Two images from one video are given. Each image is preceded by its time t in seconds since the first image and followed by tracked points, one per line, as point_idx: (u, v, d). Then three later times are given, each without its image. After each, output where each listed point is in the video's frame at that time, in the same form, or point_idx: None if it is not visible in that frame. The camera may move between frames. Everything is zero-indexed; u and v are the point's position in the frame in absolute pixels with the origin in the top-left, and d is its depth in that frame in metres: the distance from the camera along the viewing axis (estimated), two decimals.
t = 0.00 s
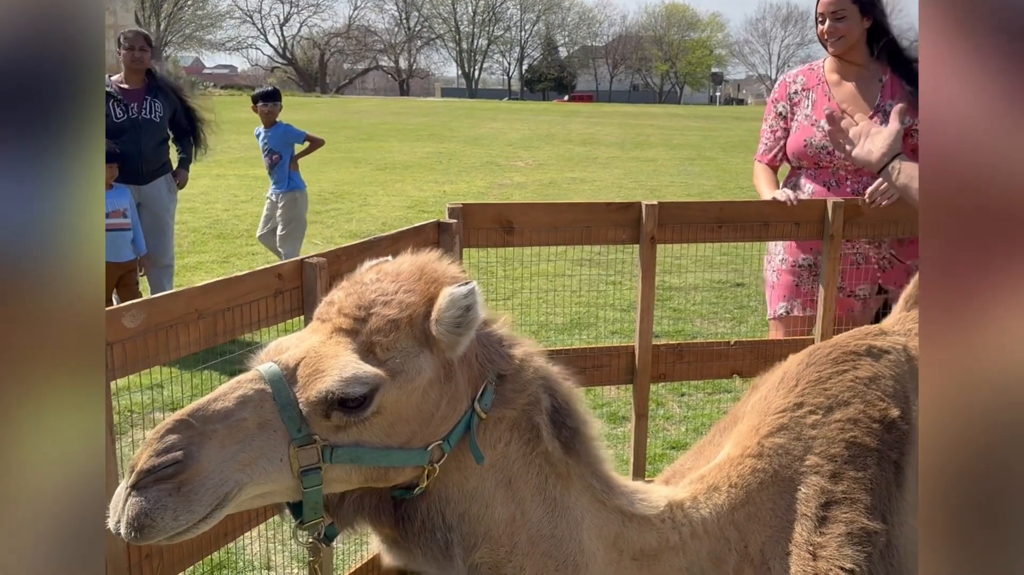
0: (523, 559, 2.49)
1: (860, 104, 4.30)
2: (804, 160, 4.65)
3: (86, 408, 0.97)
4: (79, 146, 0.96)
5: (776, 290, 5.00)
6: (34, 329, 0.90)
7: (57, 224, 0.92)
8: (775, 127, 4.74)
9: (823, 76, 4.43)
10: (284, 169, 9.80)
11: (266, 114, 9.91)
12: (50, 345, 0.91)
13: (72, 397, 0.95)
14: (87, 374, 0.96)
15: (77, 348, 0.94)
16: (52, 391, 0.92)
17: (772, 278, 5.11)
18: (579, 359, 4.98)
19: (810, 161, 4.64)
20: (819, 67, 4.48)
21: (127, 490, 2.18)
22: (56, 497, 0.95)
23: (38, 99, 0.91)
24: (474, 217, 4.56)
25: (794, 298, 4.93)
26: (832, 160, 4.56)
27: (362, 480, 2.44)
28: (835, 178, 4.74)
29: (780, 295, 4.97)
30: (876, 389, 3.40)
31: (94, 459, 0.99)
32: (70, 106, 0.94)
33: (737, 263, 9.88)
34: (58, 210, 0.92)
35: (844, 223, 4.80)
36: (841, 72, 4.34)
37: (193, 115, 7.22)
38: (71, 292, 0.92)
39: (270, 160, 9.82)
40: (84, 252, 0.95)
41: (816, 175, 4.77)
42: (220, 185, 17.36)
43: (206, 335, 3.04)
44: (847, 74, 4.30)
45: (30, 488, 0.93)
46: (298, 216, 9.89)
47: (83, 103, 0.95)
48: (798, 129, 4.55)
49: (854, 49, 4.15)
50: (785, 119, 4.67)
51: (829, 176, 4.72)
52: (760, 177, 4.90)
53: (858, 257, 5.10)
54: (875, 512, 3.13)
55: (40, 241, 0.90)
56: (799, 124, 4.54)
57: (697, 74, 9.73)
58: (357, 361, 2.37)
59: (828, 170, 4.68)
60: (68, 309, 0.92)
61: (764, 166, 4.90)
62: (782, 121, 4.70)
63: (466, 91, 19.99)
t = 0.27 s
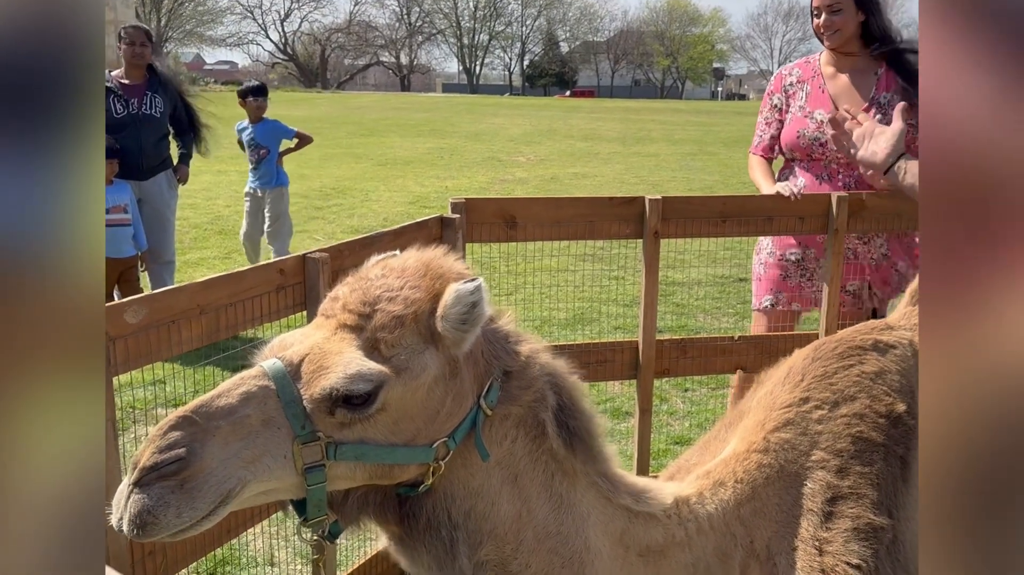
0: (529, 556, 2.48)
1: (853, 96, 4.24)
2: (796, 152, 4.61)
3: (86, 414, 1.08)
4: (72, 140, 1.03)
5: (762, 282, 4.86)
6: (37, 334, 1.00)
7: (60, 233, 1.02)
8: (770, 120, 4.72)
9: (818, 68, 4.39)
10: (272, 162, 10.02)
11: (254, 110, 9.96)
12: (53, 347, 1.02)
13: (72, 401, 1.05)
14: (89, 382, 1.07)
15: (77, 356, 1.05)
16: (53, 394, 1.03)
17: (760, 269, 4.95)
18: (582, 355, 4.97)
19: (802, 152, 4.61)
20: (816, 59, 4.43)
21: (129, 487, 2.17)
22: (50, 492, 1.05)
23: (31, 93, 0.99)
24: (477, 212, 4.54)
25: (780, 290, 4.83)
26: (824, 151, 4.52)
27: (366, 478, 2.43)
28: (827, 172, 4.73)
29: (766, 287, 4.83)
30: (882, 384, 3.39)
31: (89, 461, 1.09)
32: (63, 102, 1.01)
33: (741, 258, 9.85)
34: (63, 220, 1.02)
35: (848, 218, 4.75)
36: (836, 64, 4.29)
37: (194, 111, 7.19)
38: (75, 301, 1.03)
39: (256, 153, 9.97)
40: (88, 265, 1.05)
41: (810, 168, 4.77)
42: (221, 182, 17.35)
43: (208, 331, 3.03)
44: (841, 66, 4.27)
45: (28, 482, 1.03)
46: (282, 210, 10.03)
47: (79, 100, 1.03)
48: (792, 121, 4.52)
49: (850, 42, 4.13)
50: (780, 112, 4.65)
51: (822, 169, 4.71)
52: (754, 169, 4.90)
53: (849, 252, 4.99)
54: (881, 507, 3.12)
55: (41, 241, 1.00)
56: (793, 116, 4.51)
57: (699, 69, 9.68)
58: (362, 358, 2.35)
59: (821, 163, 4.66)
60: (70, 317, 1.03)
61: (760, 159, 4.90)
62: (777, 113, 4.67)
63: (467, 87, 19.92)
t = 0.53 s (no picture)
0: (529, 555, 2.48)
1: (825, 92, 4.41)
2: (770, 149, 4.73)
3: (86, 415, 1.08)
4: (72, 141, 1.06)
5: (737, 285, 4.90)
6: (36, 330, 1.02)
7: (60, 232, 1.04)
8: (743, 117, 4.85)
9: (791, 65, 4.54)
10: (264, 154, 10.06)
11: (241, 103, 9.96)
12: (49, 345, 1.03)
13: (70, 401, 1.06)
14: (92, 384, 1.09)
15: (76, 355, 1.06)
16: (50, 392, 1.04)
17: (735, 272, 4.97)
18: (583, 353, 4.96)
19: (775, 150, 4.72)
20: (789, 57, 4.59)
21: (127, 490, 2.16)
22: (49, 492, 1.05)
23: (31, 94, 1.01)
24: (476, 210, 4.52)
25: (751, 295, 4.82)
26: (796, 149, 4.64)
27: (366, 478, 2.42)
28: (798, 171, 4.82)
29: (741, 290, 4.86)
30: (882, 382, 3.38)
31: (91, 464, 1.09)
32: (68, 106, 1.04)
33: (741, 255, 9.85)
34: (65, 220, 1.04)
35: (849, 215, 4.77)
36: (809, 61, 4.44)
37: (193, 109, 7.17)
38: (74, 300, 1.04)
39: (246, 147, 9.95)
40: (89, 265, 1.06)
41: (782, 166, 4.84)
42: (221, 179, 17.33)
43: (206, 330, 3.02)
44: (815, 63, 4.40)
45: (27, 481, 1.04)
46: (280, 201, 10.18)
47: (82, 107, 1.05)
48: (765, 118, 4.67)
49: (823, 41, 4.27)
50: (754, 109, 4.78)
51: (794, 167, 4.79)
52: (731, 165, 4.97)
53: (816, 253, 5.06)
54: (882, 505, 3.11)
55: (40, 239, 1.02)
56: (765, 112, 4.65)
57: (700, 65, 9.65)
58: (361, 358, 2.34)
59: (793, 161, 4.76)
60: (69, 316, 1.04)
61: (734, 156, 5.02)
62: (750, 110, 4.80)
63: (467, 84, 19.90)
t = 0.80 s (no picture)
0: (529, 556, 2.47)
1: (798, 92, 4.50)
2: (743, 147, 4.75)
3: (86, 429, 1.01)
4: (69, 142, 0.99)
5: (715, 287, 4.91)
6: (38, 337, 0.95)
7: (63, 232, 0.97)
8: (716, 115, 4.87)
9: (764, 65, 4.61)
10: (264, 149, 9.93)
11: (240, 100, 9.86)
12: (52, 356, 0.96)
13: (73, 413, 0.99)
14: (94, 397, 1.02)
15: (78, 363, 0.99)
16: (51, 401, 0.97)
17: (711, 272, 4.98)
18: (584, 352, 4.96)
19: (749, 148, 4.74)
20: (761, 57, 4.66)
21: (129, 492, 2.17)
22: (46, 517, 0.97)
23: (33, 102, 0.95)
24: (477, 209, 4.53)
25: (731, 295, 4.84)
26: (771, 147, 4.67)
27: (367, 480, 2.42)
28: (775, 170, 4.81)
29: (718, 293, 4.88)
30: (883, 380, 3.37)
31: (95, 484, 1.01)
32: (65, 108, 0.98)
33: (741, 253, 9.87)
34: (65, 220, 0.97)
35: (849, 213, 4.84)
36: (783, 60, 4.52)
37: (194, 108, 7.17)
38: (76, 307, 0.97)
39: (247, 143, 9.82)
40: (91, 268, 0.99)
41: (757, 166, 4.86)
42: (222, 178, 17.35)
43: (205, 330, 3.02)
44: (788, 63, 4.50)
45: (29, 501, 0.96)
46: (283, 195, 10.08)
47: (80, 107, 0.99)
48: (738, 116, 4.70)
49: (798, 37, 4.41)
50: (727, 107, 4.82)
51: (770, 166, 4.81)
52: (702, 164, 4.91)
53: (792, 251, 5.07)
54: (883, 504, 3.11)
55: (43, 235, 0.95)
56: (738, 110, 4.70)
57: (699, 63, 9.67)
58: (361, 359, 2.34)
59: (768, 160, 4.78)
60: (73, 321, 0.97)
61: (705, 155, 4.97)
62: (722, 109, 4.84)
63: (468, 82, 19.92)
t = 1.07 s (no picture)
0: (528, 554, 2.46)
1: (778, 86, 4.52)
2: (727, 144, 4.71)
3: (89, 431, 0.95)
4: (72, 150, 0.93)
5: (707, 285, 4.86)
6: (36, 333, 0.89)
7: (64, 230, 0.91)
8: (695, 115, 4.86)
9: (741, 62, 4.63)
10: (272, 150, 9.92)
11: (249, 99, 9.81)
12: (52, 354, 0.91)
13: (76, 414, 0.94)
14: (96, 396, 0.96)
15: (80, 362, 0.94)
16: (53, 401, 0.92)
17: (702, 272, 4.98)
18: (584, 351, 4.97)
19: (733, 144, 4.71)
20: (738, 54, 4.67)
21: (126, 489, 2.17)
22: (45, 515, 0.92)
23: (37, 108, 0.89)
24: (477, 207, 4.52)
25: (722, 294, 4.80)
26: (756, 142, 4.64)
27: (365, 477, 2.42)
28: (761, 165, 4.78)
29: (711, 292, 4.83)
30: (884, 378, 3.37)
31: (96, 481, 0.96)
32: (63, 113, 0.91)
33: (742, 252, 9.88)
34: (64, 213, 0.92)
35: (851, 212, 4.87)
36: (758, 56, 4.56)
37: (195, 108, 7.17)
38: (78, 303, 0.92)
39: (259, 142, 9.79)
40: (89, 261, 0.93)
41: (743, 161, 4.82)
42: (224, 178, 17.36)
43: (204, 328, 3.02)
44: (765, 59, 4.54)
45: (27, 502, 0.91)
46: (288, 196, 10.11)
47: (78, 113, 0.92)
48: (720, 113, 4.69)
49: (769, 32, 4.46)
50: (705, 106, 4.81)
51: (756, 162, 4.77)
52: (685, 166, 4.95)
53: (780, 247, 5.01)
54: (884, 502, 3.11)
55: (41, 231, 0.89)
56: (720, 108, 4.68)
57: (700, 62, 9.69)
58: (358, 356, 2.34)
59: (754, 155, 4.74)
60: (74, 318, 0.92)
61: (686, 156, 4.97)
62: (702, 108, 4.83)
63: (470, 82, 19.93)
